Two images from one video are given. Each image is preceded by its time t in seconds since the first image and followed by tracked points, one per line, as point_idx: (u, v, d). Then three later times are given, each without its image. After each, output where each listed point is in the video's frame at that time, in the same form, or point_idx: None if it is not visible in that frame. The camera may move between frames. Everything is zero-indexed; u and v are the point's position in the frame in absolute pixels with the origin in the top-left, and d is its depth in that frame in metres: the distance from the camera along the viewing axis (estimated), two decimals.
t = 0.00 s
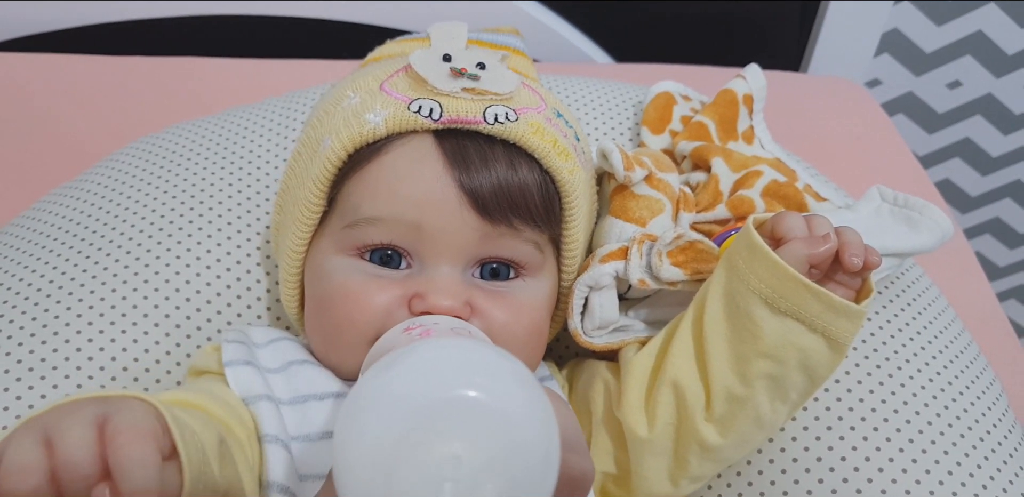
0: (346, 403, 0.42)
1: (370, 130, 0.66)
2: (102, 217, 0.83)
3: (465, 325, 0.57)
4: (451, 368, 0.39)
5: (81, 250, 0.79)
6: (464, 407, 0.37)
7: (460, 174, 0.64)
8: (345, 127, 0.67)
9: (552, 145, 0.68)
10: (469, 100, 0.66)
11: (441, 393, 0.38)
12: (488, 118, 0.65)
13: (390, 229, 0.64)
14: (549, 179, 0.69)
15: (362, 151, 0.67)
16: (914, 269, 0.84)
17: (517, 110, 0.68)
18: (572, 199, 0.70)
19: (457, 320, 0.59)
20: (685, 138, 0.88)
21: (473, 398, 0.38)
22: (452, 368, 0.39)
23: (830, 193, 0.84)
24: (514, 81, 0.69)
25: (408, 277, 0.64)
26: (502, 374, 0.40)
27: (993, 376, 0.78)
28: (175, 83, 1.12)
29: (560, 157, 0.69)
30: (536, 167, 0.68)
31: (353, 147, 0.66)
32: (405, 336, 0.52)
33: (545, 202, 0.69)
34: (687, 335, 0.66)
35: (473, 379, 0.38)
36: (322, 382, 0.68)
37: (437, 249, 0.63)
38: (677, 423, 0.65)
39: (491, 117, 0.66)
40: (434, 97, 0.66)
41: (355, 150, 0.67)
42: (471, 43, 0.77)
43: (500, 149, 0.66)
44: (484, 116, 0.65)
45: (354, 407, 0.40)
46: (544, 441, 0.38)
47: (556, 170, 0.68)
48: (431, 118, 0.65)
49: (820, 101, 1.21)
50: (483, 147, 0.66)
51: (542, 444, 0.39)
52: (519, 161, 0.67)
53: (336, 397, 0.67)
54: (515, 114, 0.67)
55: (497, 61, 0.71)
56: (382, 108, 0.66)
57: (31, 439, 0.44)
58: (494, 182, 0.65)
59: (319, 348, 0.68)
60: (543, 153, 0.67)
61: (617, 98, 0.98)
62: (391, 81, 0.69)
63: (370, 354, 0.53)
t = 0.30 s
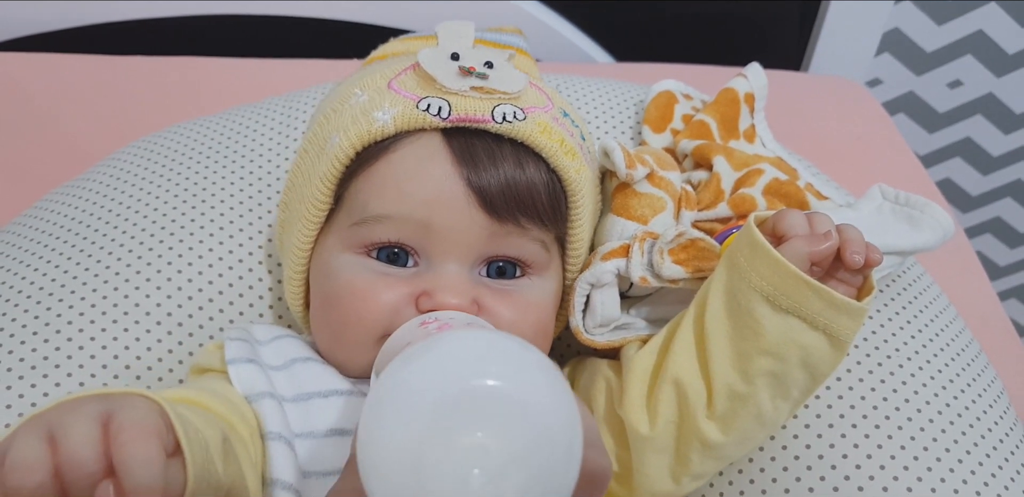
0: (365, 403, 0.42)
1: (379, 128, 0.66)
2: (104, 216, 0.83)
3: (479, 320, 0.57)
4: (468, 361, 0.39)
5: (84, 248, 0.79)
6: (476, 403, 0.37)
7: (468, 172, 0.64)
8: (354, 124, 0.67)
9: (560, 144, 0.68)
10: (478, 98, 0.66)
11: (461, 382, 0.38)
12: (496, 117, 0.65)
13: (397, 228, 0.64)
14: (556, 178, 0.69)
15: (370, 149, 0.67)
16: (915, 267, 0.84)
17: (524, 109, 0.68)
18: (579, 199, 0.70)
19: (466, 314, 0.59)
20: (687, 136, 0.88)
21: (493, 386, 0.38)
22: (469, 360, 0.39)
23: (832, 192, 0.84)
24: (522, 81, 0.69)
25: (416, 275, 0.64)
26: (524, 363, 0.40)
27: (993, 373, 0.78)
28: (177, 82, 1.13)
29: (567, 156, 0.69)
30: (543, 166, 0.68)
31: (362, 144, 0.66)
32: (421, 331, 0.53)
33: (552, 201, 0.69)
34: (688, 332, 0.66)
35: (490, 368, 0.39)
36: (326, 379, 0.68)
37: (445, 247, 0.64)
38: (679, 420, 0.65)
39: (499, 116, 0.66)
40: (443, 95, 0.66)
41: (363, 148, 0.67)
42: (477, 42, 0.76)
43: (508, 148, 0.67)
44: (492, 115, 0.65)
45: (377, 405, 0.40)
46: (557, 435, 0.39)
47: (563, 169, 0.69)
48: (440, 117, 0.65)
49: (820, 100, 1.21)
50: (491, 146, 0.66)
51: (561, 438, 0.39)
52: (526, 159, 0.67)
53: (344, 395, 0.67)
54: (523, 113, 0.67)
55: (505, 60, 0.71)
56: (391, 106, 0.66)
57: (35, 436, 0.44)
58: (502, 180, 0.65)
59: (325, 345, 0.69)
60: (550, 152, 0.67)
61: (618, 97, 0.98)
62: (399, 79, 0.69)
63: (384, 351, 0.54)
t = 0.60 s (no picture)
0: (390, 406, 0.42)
1: (383, 126, 0.66)
2: (107, 213, 0.83)
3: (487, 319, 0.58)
4: (485, 364, 0.39)
5: (87, 245, 0.80)
6: (496, 398, 0.38)
7: (472, 170, 0.64)
8: (358, 122, 0.67)
9: (563, 142, 0.68)
10: (481, 96, 0.66)
11: (482, 384, 0.38)
12: (500, 115, 0.66)
13: (402, 225, 0.64)
14: (560, 176, 0.69)
15: (375, 146, 0.67)
16: (917, 267, 0.84)
17: (528, 107, 0.68)
18: (582, 197, 0.70)
19: (473, 313, 0.58)
20: (690, 135, 0.88)
21: (512, 388, 0.38)
22: (487, 362, 0.40)
23: (834, 191, 0.84)
24: (526, 78, 0.69)
25: (420, 273, 0.64)
26: (541, 361, 0.40)
27: (995, 374, 0.78)
28: (181, 80, 1.13)
29: (571, 155, 0.69)
30: (547, 164, 0.68)
31: (366, 142, 0.66)
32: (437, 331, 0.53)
33: (556, 200, 0.69)
34: (692, 331, 0.66)
35: (507, 369, 0.39)
36: (332, 376, 0.68)
37: (449, 245, 0.64)
38: (682, 419, 0.65)
39: (503, 114, 0.66)
40: (447, 93, 0.66)
41: (368, 145, 0.67)
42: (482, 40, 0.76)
43: (512, 146, 0.67)
44: (496, 113, 0.65)
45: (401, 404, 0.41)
46: (573, 429, 0.39)
47: (566, 167, 0.69)
48: (443, 115, 0.65)
49: (824, 100, 1.21)
50: (495, 144, 0.66)
51: (590, 433, 0.40)
52: (530, 157, 0.67)
53: (347, 391, 0.68)
54: (527, 111, 0.67)
55: (509, 58, 0.71)
56: (395, 104, 0.66)
57: (75, 413, 0.43)
58: (506, 178, 0.65)
59: (330, 342, 0.69)
60: (554, 150, 0.68)
61: (621, 96, 0.98)
62: (403, 77, 0.69)
63: (398, 351, 0.54)
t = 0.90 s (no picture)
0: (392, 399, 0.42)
1: (391, 128, 0.66)
2: (109, 214, 0.83)
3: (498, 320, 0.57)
4: (490, 361, 0.40)
5: (88, 247, 0.80)
6: (496, 395, 0.38)
7: (481, 172, 0.64)
8: (366, 124, 0.67)
9: (570, 145, 0.69)
10: (490, 99, 0.66)
11: (483, 381, 0.39)
12: (509, 118, 0.66)
13: (409, 227, 0.64)
14: (566, 179, 0.70)
15: (382, 149, 0.67)
16: (916, 268, 0.84)
17: (536, 111, 0.68)
18: (587, 200, 0.71)
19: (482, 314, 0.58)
20: (689, 136, 0.88)
21: (515, 386, 0.38)
22: (491, 360, 0.40)
23: (834, 192, 0.84)
24: (534, 82, 0.69)
25: (427, 275, 0.64)
26: (546, 361, 0.40)
27: (995, 375, 0.78)
28: (181, 81, 1.13)
29: (578, 158, 0.69)
30: (554, 167, 0.68)
31: (374, 144, 0.66)
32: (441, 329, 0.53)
33: (562, 202, 0.69)
34: (690, 332, 0.66)
35: (511, 367, 0.39)
36: (336, 377, 0.68)
37: (456, 247, 0.64)
38: (680, 420, 0.65)
39: (511, 118, 0.66)
40: (455, 96, 0.66)
41: (375, 147, 0.67)
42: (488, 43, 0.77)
43: (519, 148, 0.67)
44: (504, 116, 0.66)
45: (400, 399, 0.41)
46: (569, 431, 0.39)
47: (573, 171, 0.69)
48: (452, 117, 0.65)
49: (825, 99, 1.21)
50: (503, 147, 0.66)
51: (588, 434, 0.40)
52: (537, 160, 0.67)
53: (349, 393, 0.68)
54: (534, 114, 0.67)
55: (515, 61, 0.71)
56: (404, 106, 0.66)
57: (106, 398, 0.46)
58: (514, 180, 0.65)
59: (335, 344, 0.69)
60: (561, 153, 0.68)
61: (621, 97, 0.98)
62: (411, 79, 0.69)
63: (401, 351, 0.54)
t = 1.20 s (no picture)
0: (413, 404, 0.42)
1: (400, 135, 0.66)
2: (107, 219, 0.83)
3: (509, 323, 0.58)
4: (507, 363, 0.40)
5: (87, 252, 0.80)
6: (513, 398, 0.38)
7: (489, 178, 0.65)
8: (374, 129, 0.67)
9: (576, 152, 0.69)
10: (497, 106, 0.66)
11: (500, 384, 0.39)
12: (516, 125, 0.66)
13: (417, 233, 0.65)
14: (572, 186, 0.70)
15: (390, 155, 0.67)
16: (914, 269, 0.85)
17: (543, 118, 0.68)
18: (592, 207, 0.71)
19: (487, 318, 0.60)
20: (688, 139, 0.88)
21: (531, 387, 0.39)
22: (510, 361, 0.40)
23: (831, 194, 0.84)
24: (541, 89, 0.69)
25: (434, 281, 0.65)
26: (564, 362, 0.41)
27: (994, 376, 0.78)
28: (180, 86, 1.13)
29: (583, 165, 0.70)
30: (559, 174, 0.69)
31: (382, 150, 0.66)
32: (459, 333, 0.53)
33: (568, 208, 0.70)
34: (687, 336, 0.66)
35: (528, 368, 0.40)
36: (339, 382, 0.68)
37: (463, 253, 0.64)
38: (678, 423, 0.65)
39: (519, 124, 0.66)
40: (464, 102, 0.66)
41: (383, 153, 0.67)
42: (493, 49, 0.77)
43: (526, 154, 0.67)
44: (512, 123, 0.66)
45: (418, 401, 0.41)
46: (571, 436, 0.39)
47: (579, 178, 0.69)
48: (461, 124, 0.65)
49: (824, 100, 1.21)
50: (510, 153, 0.66)
51: (597, 433, 0.40)
52: (543, 166, 0.68)
53: (351, 396, 0.67)
54: (542, 121, 0.67)
55: (522, 68, 0.71)
56: (412, 113, 0.66)
57: (124, 399, 0.48)
58: (521, 186, 0.66)
59: (340, 348, 0.70)
60: (567, 160, 0.68)
61: (619, 100, 0.98)
62: (418, 85, 0.69)
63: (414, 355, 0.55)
